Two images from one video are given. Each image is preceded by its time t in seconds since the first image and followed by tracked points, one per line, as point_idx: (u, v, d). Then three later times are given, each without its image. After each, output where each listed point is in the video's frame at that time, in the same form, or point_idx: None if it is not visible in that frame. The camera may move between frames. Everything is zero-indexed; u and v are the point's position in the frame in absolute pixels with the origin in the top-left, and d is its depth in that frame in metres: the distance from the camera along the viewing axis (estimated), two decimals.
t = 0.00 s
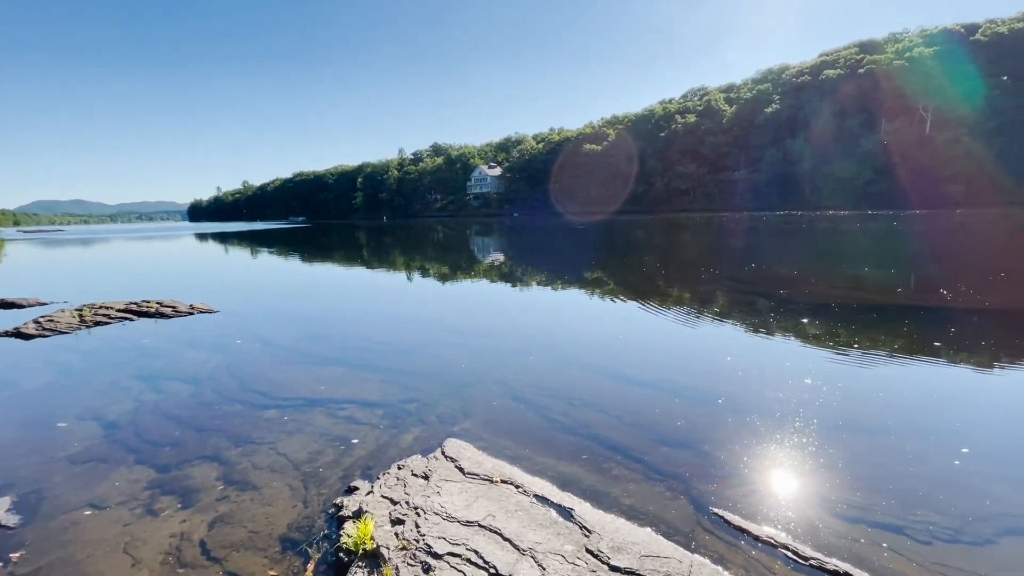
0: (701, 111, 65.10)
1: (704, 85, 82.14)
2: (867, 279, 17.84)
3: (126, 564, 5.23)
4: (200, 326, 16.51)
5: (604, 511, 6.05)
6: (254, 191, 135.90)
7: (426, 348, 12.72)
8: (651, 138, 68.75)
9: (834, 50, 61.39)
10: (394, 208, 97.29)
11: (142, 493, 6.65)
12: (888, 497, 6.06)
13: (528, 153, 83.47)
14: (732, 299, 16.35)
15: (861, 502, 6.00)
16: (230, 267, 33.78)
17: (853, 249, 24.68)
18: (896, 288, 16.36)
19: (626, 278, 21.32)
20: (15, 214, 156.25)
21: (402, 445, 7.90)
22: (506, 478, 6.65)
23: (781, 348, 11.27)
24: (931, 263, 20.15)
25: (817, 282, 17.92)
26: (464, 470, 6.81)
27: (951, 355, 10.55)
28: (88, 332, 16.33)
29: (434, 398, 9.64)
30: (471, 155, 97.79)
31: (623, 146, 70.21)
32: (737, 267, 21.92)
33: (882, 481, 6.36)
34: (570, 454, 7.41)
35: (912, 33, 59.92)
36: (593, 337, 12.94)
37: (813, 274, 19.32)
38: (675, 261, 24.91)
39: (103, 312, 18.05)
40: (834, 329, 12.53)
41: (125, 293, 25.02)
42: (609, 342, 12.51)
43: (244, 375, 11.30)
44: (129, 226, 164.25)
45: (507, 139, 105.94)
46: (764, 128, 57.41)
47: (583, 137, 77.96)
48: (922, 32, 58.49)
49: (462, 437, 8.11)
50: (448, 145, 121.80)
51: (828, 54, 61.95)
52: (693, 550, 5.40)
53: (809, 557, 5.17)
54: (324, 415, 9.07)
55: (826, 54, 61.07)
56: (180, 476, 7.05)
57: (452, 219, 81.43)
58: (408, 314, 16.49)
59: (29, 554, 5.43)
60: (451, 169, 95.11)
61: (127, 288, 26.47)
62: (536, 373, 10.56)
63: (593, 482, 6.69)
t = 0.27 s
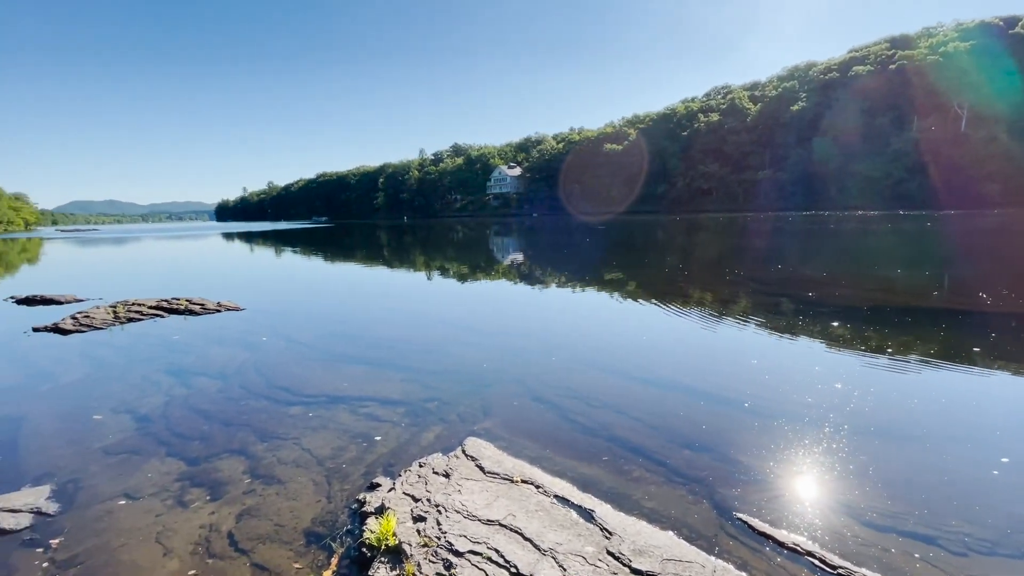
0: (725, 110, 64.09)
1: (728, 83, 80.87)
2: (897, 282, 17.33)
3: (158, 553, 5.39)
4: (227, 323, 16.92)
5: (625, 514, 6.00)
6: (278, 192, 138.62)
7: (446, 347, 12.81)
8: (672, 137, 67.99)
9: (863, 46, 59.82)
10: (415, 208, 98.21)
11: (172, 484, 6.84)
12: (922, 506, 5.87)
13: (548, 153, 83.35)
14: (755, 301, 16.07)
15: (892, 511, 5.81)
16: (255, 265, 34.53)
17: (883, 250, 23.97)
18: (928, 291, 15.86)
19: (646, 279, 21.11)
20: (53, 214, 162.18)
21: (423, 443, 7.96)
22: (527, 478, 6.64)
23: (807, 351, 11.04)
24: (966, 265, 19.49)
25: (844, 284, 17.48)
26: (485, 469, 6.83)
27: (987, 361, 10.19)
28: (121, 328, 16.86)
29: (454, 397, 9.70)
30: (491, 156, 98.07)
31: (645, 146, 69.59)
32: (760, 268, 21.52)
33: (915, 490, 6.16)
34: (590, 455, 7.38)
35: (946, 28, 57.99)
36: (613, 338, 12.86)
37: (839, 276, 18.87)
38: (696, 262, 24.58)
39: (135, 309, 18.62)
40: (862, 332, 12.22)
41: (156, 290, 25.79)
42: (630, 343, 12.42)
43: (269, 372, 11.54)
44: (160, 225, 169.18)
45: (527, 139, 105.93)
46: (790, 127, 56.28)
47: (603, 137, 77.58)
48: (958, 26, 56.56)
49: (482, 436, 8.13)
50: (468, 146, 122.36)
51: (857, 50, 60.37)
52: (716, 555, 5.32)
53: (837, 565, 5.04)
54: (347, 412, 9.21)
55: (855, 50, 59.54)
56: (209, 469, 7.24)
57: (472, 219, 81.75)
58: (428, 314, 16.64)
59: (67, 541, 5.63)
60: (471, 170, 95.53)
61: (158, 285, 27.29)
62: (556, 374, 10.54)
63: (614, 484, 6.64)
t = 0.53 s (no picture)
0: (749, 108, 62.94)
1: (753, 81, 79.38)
2: (929, 285, 16.80)
3: (188, 544, 5.55)
4: (253, 320, 17.31)
5: (646, 517, 5.94)
6: (303, 192, 141.24)
7: (466, 346, 12.89)
8: (695, 136, 67.09)
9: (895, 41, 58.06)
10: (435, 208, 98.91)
11: (202, 477, 7.02)
12: (958, 518, 5.67)
13: (569, 154, 83.11)
14: (780, 303, 15.76)
15: (925, 522, 5.62)
16: (280, 265, 35.26)
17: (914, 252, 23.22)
18: (963, 294, 15.33)
19: (667, 280, 20.89)
20: (88, 213, 167.64)
21: (444, 441, 8.02)
22: (547, 479, 6.62)
23: (833, 356, 10.78)
24: (1003, 268, 18.78)
25: (873, 286, 17.01)
26: (505, 469, 6.84)
27: None
28: (153, 324, 17.41)
29: (475, 397, 9.75)
30: (511, 156, 98.20)
31: (667, 145, 68.80)
32: (786, 270, 21.08)
33: (949, 501, 5.95)
34: (611, 457, 7.33)
35: (984, 21, 55.86)
36: (633, 340, 12.77)
37: (868, 278, 18.37)
38: (719, 263, 24.20)
39: (166, 306, 19.19)
40: (892, 336, 11.88)
41: (186, 288, 26.56)
42: (651, 344, 12.31)
43: (294, 369, 11.78)
44: (189, 224, 174.10)
45: (548, 139, 105.77)
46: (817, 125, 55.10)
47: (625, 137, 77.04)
48: (997, 19, 54.43)
49: (502, 436, 8.15)
50: (489, 146, 122.71)
51: (889, 45, 58.62)
52: (739, 561, 5.23)
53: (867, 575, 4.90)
54: (370, 409, 9.33)
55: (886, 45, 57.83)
56: (237, 463, 7.42)
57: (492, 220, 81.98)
58: (449, 313, 16.75)
59: (103, 530, 5.84)
60: (492, 170, 95.80)
61: (188, 283, 28.09)
62: (577, 375, 10.51)
63: (635, 486, 6.58)
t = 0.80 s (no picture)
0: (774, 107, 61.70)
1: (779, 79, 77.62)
2: (963, 288, 16.21)
3: (218, 536, 5.68)
4: (278, 319, 17.66)
5: (669, 521, 5.87)
6: (326, 193, 143.60)
7: (487, 347, 12.93)
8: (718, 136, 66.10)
9: (929, 36, 56.22)
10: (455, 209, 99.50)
11: (230, 471, 7.19)
12: (996, 530, 5.47)
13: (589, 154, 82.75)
14: (805, 305, 15.42)
15: (964, 534, 5.41)
16: (303, 264, 35.92)
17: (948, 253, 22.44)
18: (1000, 298, 14.76)
19: (689, 281, 20.63)
20: (121, 214, 173.44)
21: (465, 441, 8.05)
22: (568, 480, 6.58)
23: (861, 360, 10.50)
24: None
25: (905, 289, 16.51)
26: (527, 470, 6.82)
27: None
28: (183, 321, 17.89)
29: (496, 397, 9.76)
30: (531, 157, 98.18)
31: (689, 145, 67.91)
32: (812, 272, 20.61)
33: (988, 513, 5.72)
34: (633, 459, 7.26)
35: None
36: (654, 342, 12.64)
37: (899, 280, 17.84)
38: (742, 264, 23.78)
39: (196, 304, 19.73)
40: (925, 341, 11.50)
41: (214, 287, 27.28)
42: (673, 347, 12.18)
43: (318, 367, 11.98)
44: (217, 225, 178.73)
45: (568, 139, 105.43)
46: (846, 124, 53.21)
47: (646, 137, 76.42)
48: None
49: (523, 437, 8.14)
50: (509, 147, 122.90)
51: (922, 41, 56.79)
52: (765, 568, 5.12)
53: None
54: (392, 408, 9.42)
55: (919, 41, 56.04)
56: (263, 458, 7.57)
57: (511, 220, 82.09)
58: (469, 313, 16.85)
59: (138, 520, 6.02)
60: (512, 170, 95.98)
61: (216, 282, 28.83)
62: (597, 376, 10.45)
63: (658, 489, 6.50)
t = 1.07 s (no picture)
0: (801, 105, 60.41)
1: (806, 76, 75.80)
2: (1000, 291, 15.62)
3: (245, 529, 5.80)
4: (302, 317, 17.98)
5: (693, 525, 5.79)
6: (348, 194, 145.88)
7: (507, 347, 12.96)
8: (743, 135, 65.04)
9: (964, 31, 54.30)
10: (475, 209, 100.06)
11: (257, 466, 7.36)
12: None
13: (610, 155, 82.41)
14: (832, 308, 15.04)
15: (1003, 549, 5.18)
16: (326, 264, 36.54)
17: (985, 255, 21.63)
18: None
19: (711, 283, 20.32)
20: (153, 215, 179.07)
21: (485, 441, 8.08)
22: (590, 482, 6.55)
23: (892, 365, 10.21)
24: None
25: (938, 292, 15.96)
26: (548, 470, 6.81)
27: None
28: (211, 319, 18.37)
29: (516, 397, 9.77)
30: (552, 157, 98.02)
31: (713, 145, 67.08)
32: (839, 273, 20.11)
33: None
34: (655, 463, 7.18)
35: None
36: (675, 344, 12.50)
37: (933, 283, 17.29)
38: (766, 265, 23.31)
39: (223, 302, 20.21)
40: (959, 347, 11.13)
41: (240, 286, 27.90)
42: (695, 349, 12.03)
43: (341, 365, 12.16)
44: (243, 225, 182.83)
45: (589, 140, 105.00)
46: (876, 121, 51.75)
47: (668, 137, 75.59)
48: None
49: (544, 438, 8.12)
50: (529, 148, 123.01)
51: (957, 35, 54.87)
52: None
53: None
54: (414, 407, 9.51)
55: (954, 35, 54.18)
56: (289, 454, 7.72)
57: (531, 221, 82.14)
58: (490, 314, 16.90)
59: (170, 511, 6.20)
60: (532, 171, 95.92)
61: (242, 282, 29.50)
62: (618, 378, 10.38)
63: (680, 493, 6.42)
